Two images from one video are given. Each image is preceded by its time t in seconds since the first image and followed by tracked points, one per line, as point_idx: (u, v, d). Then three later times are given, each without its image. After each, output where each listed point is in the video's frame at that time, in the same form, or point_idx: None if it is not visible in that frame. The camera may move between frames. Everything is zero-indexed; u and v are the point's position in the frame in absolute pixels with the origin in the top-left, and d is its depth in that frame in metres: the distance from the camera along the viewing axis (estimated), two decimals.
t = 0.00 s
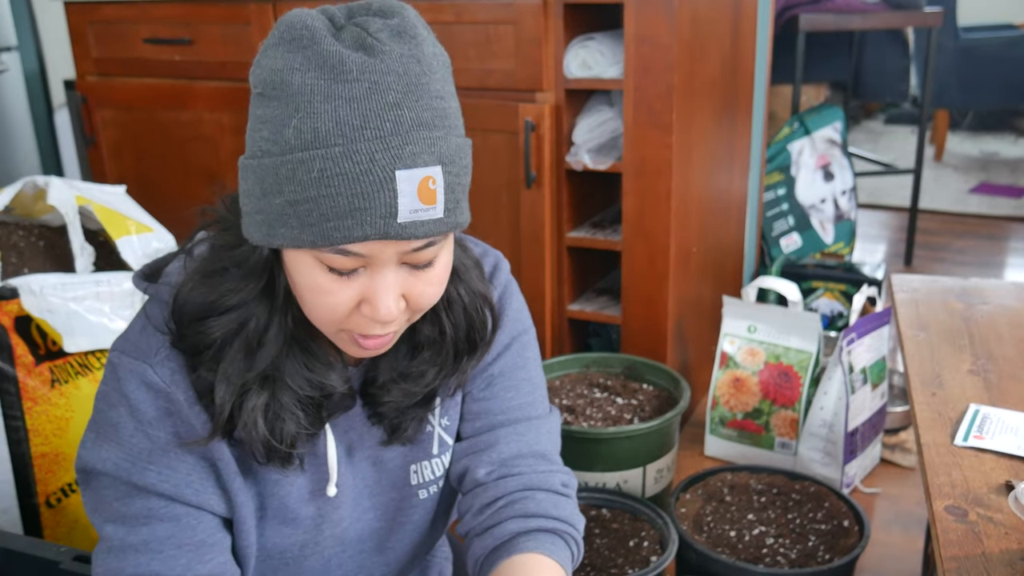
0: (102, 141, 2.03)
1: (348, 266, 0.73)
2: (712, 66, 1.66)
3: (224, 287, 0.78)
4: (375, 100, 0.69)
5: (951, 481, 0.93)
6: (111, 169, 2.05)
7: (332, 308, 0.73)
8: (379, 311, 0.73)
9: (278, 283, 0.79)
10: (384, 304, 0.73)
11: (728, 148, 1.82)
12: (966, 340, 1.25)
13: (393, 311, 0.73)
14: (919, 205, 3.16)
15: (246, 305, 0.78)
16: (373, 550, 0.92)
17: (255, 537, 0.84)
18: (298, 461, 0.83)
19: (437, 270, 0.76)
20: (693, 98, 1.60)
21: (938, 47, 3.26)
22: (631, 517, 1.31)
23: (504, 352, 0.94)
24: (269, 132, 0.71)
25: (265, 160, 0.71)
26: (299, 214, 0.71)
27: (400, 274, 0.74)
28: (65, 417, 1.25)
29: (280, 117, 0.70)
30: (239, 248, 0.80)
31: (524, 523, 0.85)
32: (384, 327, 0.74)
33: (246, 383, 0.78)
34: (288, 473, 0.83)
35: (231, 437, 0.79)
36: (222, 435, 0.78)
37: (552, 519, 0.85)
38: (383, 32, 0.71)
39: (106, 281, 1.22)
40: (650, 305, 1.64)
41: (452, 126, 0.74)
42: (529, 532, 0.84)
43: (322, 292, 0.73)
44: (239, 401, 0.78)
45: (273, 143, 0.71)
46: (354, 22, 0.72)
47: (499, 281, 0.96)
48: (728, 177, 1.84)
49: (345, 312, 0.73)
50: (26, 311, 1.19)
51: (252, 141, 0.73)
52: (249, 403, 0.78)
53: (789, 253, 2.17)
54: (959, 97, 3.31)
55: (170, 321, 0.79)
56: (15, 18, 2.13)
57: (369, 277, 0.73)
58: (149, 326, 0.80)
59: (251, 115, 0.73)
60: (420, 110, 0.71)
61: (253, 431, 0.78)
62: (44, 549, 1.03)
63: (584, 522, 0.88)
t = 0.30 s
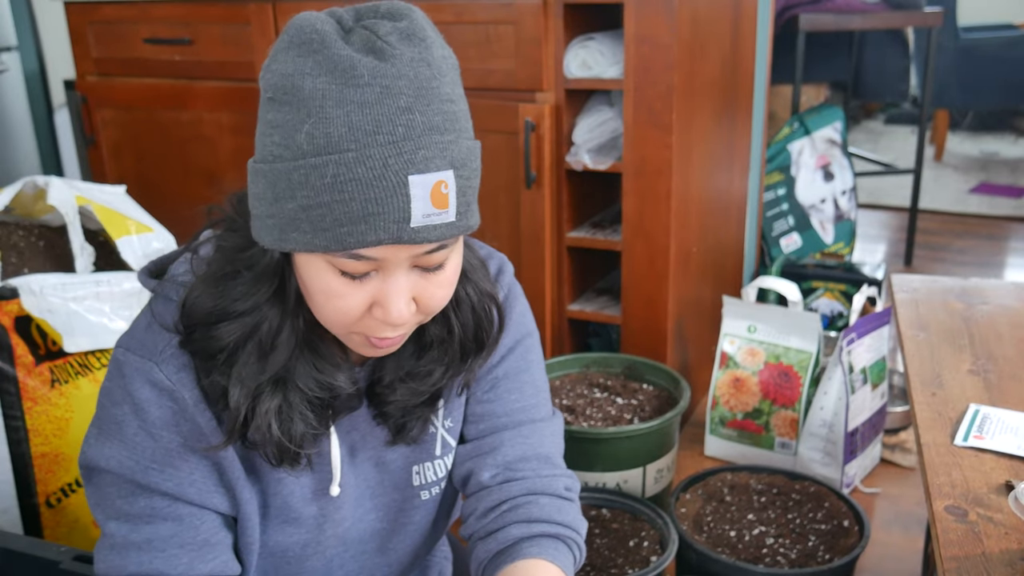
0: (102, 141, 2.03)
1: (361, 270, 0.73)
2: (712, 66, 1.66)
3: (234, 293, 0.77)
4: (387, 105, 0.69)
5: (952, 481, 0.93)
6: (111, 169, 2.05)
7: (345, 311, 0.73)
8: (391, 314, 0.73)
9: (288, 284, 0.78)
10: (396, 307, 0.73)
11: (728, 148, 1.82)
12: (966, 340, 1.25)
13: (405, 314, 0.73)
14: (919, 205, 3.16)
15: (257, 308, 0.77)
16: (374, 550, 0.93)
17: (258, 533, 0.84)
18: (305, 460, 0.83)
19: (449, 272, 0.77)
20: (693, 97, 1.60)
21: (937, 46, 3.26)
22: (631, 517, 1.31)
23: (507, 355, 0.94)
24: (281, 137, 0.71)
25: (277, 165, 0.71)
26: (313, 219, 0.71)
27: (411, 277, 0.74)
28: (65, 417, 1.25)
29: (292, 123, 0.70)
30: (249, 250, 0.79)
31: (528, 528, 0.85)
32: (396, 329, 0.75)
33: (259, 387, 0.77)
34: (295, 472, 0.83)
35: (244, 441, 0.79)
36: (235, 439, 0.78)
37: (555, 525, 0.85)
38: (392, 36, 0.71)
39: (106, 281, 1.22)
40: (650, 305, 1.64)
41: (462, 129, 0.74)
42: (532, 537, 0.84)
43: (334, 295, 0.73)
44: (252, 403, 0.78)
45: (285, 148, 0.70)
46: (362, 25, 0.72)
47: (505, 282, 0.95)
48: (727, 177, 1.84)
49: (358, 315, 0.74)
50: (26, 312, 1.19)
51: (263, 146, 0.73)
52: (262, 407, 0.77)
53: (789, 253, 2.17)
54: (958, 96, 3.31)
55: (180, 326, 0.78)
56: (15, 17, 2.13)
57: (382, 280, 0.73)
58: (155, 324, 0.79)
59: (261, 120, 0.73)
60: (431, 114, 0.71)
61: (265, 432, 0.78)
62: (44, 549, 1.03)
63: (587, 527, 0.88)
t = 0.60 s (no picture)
0: (102, 142, 2.03)
1: (374, 261, 0.73)
2: (712, 66, 1.66)
3: (243, 280, 0.77)
4: (411, 97, 0.69)
5: (951, 481, 0.93)
6: (111, 169, 2.05)
7: (356, 301, 0.73)
8: (401, 306, 0.73)
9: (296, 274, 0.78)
10: (407, 300, 0.73)
11: (728, 148, 1.82)
12: (966, 340, 1.25)
13: (414, 307, 0.73)
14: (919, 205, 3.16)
15: (264, 297, 0.78)
16: (372, 550, 0.93)
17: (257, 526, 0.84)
18: (306, 453, 0.83)
19: (460, 268, 0.77)
20: (692, 99, 1.59)
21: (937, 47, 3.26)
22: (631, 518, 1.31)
23: (505, 354, 0.94)
24: (302, 125, 0.71)
25: (297, 152, 0.71)
26: (332, 208, 0.71)
27: (424, 271, 0.74)
28: (65, 417, 1.25)
29: (314, 110, 0.70)
30: (260, 240, 0.79)
31: (540, 527, 0.84)
32: (404, 322, 0.74)
33: (264, 376, 0.78)
34: (298, 465, 0.84)
35: (250, 430, 0.79)
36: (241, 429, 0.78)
37: (565, 523, 0.85)
38: (416, 32, 0.71)
39: (106, 280, 1.22)
40: (650, 305, 1.64)
41: (480, 126, 0.75)
42: (545, 537, 0.84)
43: (346, 285, 0.73)
44: (258, 393, 0.78)
45: (307, 136, 0.70)
46: (384, 19, 0.72)
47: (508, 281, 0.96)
48: (727, 177, 1.84)
49: (368, 307, 0.73)
50: (26, 312, 1.19)
51: (282, 133, 0.72)
52: (267, 396, 0.78)
53: (789, 253, 2.17)
54: (958, 97, 3.31)
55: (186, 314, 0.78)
56: (15, 18, 2.13)
57: (394, 272, 0.73)
58: (159, 316, 0.79)
59: (280, 106, 0.72)
60: (453, 109, 0.71)
61: (269, 423, 0.78)
62: (44, 549, 1.03)
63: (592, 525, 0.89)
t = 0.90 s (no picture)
0: (102, 142, 2.03)
1: (383, 252, 0.73)
2: (712, 66, 1.66)
3: (252, 273, 0.78)
4: (421, 89, 0.70)
5: (951, 481, 0.93)
6: (111, 169, 2.05)
7: (365, 292, 0.73)
8: (410, 298, 0.73)
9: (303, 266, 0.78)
10: (414, 291, 0.73)
11: (728, 148, 1.82)
12: (966, 340, 1.25)
13: (422, 298, 0.73)
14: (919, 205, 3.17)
15: (274, 290, 0.78)
16: (373, 547, 0.92)
17: (253, 524, 0.84)
18: (311, 447, 0.83)
19: (465, 259, 0.77)
20: (692, 99, 1.59)
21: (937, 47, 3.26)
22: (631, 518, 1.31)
23: (506, 351, 0.94)
24: (312, 117, 0.71)
25: (306, 143, 0.71)
26: (344, 198, 0.71)
27: (433, 263, 0.74)
28: (65, 417, 1.25)
29: (324, 102, 0.70)
30: (267, 233, 0.80)
31: (548, 523, 0.85)
32: (411, 314, 0.74)
33: (275, 369, 0.79)
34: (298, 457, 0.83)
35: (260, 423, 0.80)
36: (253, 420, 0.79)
37: (571, 520, 0.86)
38: (423, 27, 0.72)
39: (106, 281, 1.22)
40: (650, 305, 1.64)
41: (487, 119, 0.75)
42: (554, 534, 0.84)
43: (355, 276, 0.73)
44: (268, 386, 0.78)
45: (317, 127, 0.70)
46: (391, 15, 0.73)
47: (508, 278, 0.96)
48: (727, 177, 1.84)
49: (375, 299, 0.73)
50: (26, 311, 1.19)
51: (291, 125, 0.72)
52: (278, 389, 0.78)
53: (789, 253, 2.17)
54: (958, 97, 3.31)
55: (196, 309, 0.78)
56: (15, 19, 2.13)
57: (404, 264, 0.73)
58: (162, 309, 0.79)
59: (290, 99, 0.72)
60: (461, 100, 0.72)
61: (281, 416, 0.79)
62: (44, 549, 1.03)
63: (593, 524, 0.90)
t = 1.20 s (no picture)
0: (102, 142, 2.04)
1: (392, 246, 0.73)
2: (712, 66, 1.66)
3: (260, 268, 0.77)
4: (431, 86, 0.70)
5: (951, 481, 0.93)
6: (111, 169, 2.05)
7: (373, 286, 0.73)
8: (417, 293, 0.73)
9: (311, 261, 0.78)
10: (422, 286, 0.73)
11: (728, 148, 1.82)
12: (966, 340, 1.25)
13: (430, 293, 0.73)
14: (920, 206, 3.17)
15: (282, 285, 0.78)
16: (375, 544, 0.92)
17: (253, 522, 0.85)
18: (318, 442, 0.83)
19: (472, 256, 0.77)
20: (692, 99, 1.60)
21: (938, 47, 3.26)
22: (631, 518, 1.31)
23: (507, 351, 0.95)
24: (323, 113, 0.71)
25: (317, 139, 0.71)
26: (354, 194, 0.71)
27: (440, 259, 0.75)
28: (65, 417, 1.25)
29: (335, 98, 0.70)
30: (275, 228, 0.80)
31: (545, 518, 0.85)
32: (418, 309, 0.74)
33: (284, 363, 0.79)
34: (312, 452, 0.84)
35: (269, 417, 0.80)
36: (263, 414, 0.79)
37: (568, 518, 0.87)
38: (431, 26, 0.72)
39: (107, 280, 1.22)
40: (650, 306, 1.64)
41: (494, 116, 0.75)
42: (550, 528, 0.85)
43: (363, 270, 0.73)
44: (277, 380, 0.79)
45: (328, 122, 0.70)
46: (399, 13, 0.73)
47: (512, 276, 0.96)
48: (728, 178, 1.85)
49: (384, 293, 0.73)
50: (26, 311, 1.19)
51: (301, 121, 0.72)
52: (288, 382, 0.79)
53: (789, 253, 2.17)
54: (959, 97, 3.31)
55: (206, 304, 0.78)
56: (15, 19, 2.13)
57: (411, 258, 0.73)
58: (168, 305, 0.80)
59: (300, 95, 0.72)
60: (470, 97, 0.72)
61: (290, 409, 0.79)
62: (44, 548, 1.04)
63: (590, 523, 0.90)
